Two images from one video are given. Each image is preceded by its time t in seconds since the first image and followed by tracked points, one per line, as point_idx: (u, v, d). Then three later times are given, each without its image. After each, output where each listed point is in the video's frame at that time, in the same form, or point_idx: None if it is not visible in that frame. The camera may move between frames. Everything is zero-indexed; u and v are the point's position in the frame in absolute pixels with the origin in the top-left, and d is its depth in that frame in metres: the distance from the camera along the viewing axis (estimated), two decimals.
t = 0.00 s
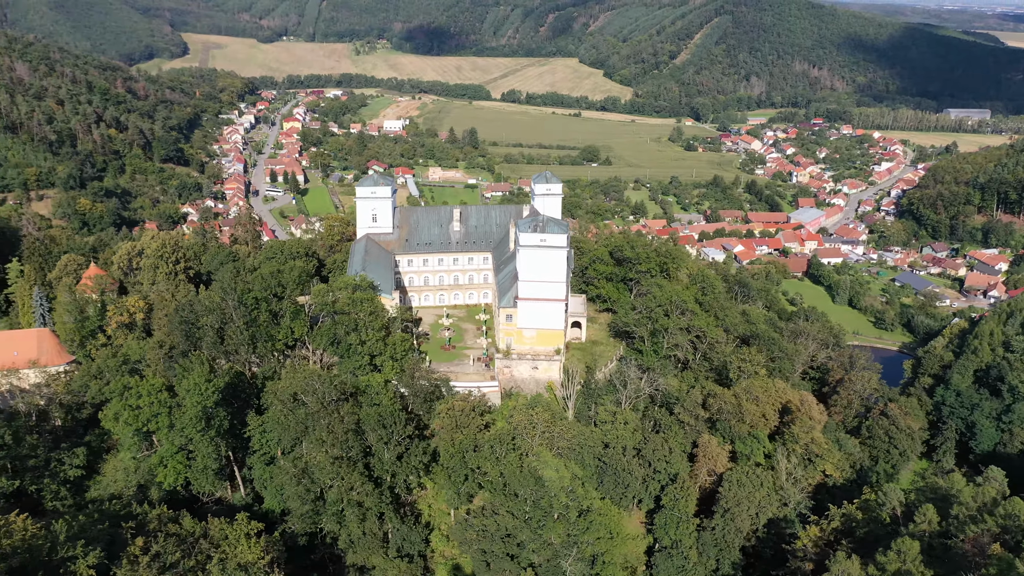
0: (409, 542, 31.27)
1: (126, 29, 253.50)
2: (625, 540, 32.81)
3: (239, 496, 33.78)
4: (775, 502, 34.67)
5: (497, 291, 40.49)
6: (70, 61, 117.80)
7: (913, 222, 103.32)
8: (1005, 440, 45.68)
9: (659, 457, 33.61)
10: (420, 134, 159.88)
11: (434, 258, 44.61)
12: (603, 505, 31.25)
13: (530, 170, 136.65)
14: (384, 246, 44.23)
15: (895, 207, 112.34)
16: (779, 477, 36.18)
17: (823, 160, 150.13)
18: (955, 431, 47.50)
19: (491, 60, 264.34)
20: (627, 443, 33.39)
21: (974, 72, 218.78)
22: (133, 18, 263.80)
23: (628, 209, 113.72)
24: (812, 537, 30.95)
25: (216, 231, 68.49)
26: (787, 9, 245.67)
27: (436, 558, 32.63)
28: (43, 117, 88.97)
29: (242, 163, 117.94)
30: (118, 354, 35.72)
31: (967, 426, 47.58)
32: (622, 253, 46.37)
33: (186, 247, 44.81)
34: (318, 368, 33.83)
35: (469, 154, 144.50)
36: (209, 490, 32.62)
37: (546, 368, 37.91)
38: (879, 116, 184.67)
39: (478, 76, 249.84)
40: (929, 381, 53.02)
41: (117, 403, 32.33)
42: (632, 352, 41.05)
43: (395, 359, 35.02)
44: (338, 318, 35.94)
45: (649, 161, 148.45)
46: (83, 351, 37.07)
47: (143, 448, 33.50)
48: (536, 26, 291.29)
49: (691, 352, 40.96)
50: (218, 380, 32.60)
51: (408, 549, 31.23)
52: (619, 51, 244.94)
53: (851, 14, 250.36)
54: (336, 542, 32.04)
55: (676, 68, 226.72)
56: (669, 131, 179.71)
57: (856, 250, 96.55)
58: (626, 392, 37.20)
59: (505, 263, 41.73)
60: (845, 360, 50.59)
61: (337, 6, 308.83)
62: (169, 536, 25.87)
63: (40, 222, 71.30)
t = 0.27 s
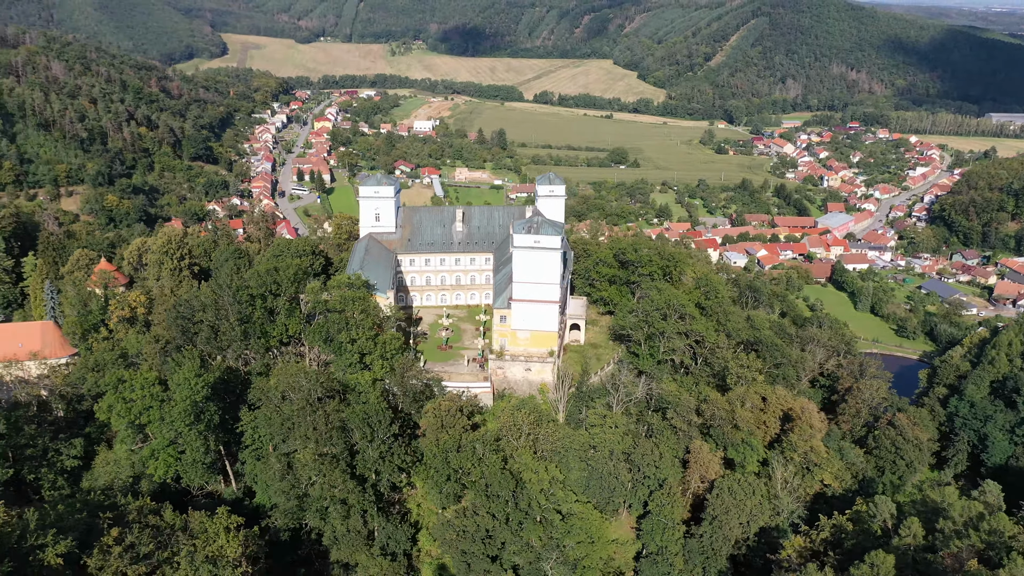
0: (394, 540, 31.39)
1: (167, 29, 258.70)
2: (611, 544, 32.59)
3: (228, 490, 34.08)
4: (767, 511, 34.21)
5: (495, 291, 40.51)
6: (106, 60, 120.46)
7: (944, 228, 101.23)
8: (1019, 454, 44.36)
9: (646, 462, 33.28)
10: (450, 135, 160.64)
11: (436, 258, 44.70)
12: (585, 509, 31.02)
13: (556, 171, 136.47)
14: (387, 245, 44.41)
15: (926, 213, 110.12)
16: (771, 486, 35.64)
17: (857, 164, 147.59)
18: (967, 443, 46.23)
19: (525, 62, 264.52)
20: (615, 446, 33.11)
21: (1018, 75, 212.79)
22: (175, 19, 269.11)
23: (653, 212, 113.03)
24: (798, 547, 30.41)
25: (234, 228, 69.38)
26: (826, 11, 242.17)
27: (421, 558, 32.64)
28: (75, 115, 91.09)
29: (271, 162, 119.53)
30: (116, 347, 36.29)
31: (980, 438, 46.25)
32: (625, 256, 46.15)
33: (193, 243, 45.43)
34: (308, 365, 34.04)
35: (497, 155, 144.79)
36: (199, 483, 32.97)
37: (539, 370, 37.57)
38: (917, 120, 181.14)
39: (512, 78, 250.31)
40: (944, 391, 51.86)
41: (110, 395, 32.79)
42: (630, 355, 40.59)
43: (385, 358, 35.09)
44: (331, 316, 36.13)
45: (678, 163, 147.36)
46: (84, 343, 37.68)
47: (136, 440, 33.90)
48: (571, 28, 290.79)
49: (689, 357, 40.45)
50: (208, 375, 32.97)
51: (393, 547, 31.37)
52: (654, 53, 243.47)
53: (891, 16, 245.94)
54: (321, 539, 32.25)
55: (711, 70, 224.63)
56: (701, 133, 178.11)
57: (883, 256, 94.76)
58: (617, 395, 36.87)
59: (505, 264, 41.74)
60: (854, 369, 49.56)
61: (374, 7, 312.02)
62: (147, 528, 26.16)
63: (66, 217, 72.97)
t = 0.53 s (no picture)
0: (379, 538, 31.86)
1: (206, 30, 263.23)
2: (595, 547, 32.58)
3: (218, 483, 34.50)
4: (757, 519, 33.82)
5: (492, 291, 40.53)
6: (140, 60, 122.89)
7: (975, 235, 99.10)
8: None
9: (632, 466, 32.99)
10: (478, 135, 161.18)
11: (437, 258, 44.88)
12: (567, 511, 30.91)
13: (582, 173, 136.19)
14: (388, 244, 44.68)
15: (958, 219, 107.80)
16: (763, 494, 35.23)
17: (890, 168, 144.93)
18: (977, 455, 45.24)
19: (558, 63, 264.31)
20: (599, 450, 33.00)
21: None
22: (214, 19, 273.75)
23: (676, 215, 112.23)
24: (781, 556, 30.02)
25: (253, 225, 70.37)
26: (865, 12, 238.18)
27: (406, 556, 32.82)
28: (105, 113, 93.03)
29: (298, 161, 120.93)
30: (114, 341, 36.80)
31: (991, 450, 45.22)
32: (628, 258, 45.84)
33: (200, 240, 46.01)
34: (298, 362, 34.31)
35: (523, 156, 144.88)
36: (189, 476, 33.42)
37: (531, 371, 37.45)
38: (955, 124, 177.36)
39: (544, 79, 250.33)
40: (958, 401, 50.78)
41: (105, 388, 33.40)
42: (626, 358, 40.27)
43: (375, 356, 35.27)
44: (323, 314, 36.32)
45: (706, 166, 146.08)
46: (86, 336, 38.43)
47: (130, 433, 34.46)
48: (606, 29, 289.87)
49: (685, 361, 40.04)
50: (198, 370, 33.46)
51: (378, 544, 31.79)
52: (688, 55, 241.65)
53: (933, 18, 241.05)
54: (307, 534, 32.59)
55: (745, 71, 222.18)
56: (732, 136, 176.37)
57: (910, 263, 92.96)
58: (608, 398, 36.62)
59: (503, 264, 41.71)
60: (862, 377, 48.69)
61: (409, 8, 314.31)
62: (126, 519, 26.63)
63: (91, 213, 74.58)
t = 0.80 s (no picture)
0: (365, 536, 32.28)
1: (244, 30, 267.31)
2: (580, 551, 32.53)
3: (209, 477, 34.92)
4: (746, 527, 33.38)
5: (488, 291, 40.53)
6: (172, 59, 125.20)
7: (1007, 243, 96.71)
8: None
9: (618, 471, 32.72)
10: (506, 136, 161.38)
11: (438, 258, 45.02)
12: (547, 513, 30.79)
13: (609, 175, 135.61)
14: (390, 244, 44.91)
15: (991, 226, 105.33)
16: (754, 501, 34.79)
17: (924, 173, 142.11)
18: (987, 468, 44.13)
19: (592, 64, 263.62)
20: (584, 453, 32.82)
21: None
22: (252, 20, 277.93)
23: (700, 218, 111.22)
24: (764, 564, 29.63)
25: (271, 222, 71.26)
26: (905, 14, 233.72)
27: (391, 553, 33.00)
28: (134, 111, 94.89)
29: (324, 161, 122.20)
30: (113, 335, 37.43)
31: (1001, 463, 44.07)
32: (629, 261, 45.50)
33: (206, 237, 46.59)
34: (288, 359, 34.60)
35: (550, 157, 144.68)
36: (179, 470, 33.83)
37: (523, 372, 37.34)
38: (995, 129, 173.30)
39: (577, 80, 249.85)
40: (972, 412, 49.59)
41: (99, 382, 33.94)
42: (622, 361, 39.94)
43: (365, 355, 35.36)
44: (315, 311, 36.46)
45: (735, 169, 144.59)
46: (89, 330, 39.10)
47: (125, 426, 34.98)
48: (641, 30, 288.32)
49: (682, 364, 39.57)
50: (189, 364, 33.91)
51: (362, 541, 32.12)
52: (722, 57, 239.36)
53: (976, 20, 235.73)
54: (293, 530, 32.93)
55: (780, 74, 219.38)
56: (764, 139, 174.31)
57: (937, 270, 91.10)
58: (598, 400, 36.38)
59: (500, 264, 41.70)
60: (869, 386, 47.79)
61: (444, 9, 315.86)
62: (106, 509, 27.13)
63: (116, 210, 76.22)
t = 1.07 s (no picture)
0: (350, 533, 32.60)
1: (281, 30, 270.98)
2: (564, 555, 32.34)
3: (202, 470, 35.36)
4: (734, 535, 32.94)
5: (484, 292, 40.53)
6: (205, 59, 127.36)
7: None
8: None
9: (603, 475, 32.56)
10: (535, 137, 161.31)
11: (440, 258, 45.14)
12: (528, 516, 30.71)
13: (635, 177, 134.85)
14: (392, 243, 45.13)
15: None
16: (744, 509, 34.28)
17: (960, 179, 139.01)
18: (996, 482, 43.15)
19: (626, 66, 262.37)
20: (569, 457, 32.70)
21: None
22: (290, 20, 281.70)
23: (725, 221, 110.07)
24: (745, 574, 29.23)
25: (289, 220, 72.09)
26: (947, 17, 228.70)
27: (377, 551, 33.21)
28: (163, 109, 96.68)
29: (351, 160, 123.32)
30: (113, 328, 38.14)
31: (1011, 477, 43.07)
32: (631, 263, 45.26)
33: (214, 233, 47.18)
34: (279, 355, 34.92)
35: (577, 159, 144.25)
36: (172, 462, 34.35)
37: (515, 374, 37.30)
38: None
39: (610, 82, 248.88)
40: (985, 424, 48.43)
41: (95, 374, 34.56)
42: (617, 364, 39.61)
43: (355, 353, 35.55)
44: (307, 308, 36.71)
45: (764, 172, 142.88)
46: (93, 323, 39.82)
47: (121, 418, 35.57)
48: (676, 32, 286.21)
49: (677, 368, 39.19)
50: (182, 359, 34.41)
51: (347, 538, 32.40)
52: (757, 59, 236.59)
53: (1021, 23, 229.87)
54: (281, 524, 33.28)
55: (817, 76, 216.17)
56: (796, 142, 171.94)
57: (965, 278, 89.05)
58: (589, 403, 36.22)
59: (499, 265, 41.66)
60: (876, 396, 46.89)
61: (480, 10, 316.78)
62: (89, 500, 27.67)
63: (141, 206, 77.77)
